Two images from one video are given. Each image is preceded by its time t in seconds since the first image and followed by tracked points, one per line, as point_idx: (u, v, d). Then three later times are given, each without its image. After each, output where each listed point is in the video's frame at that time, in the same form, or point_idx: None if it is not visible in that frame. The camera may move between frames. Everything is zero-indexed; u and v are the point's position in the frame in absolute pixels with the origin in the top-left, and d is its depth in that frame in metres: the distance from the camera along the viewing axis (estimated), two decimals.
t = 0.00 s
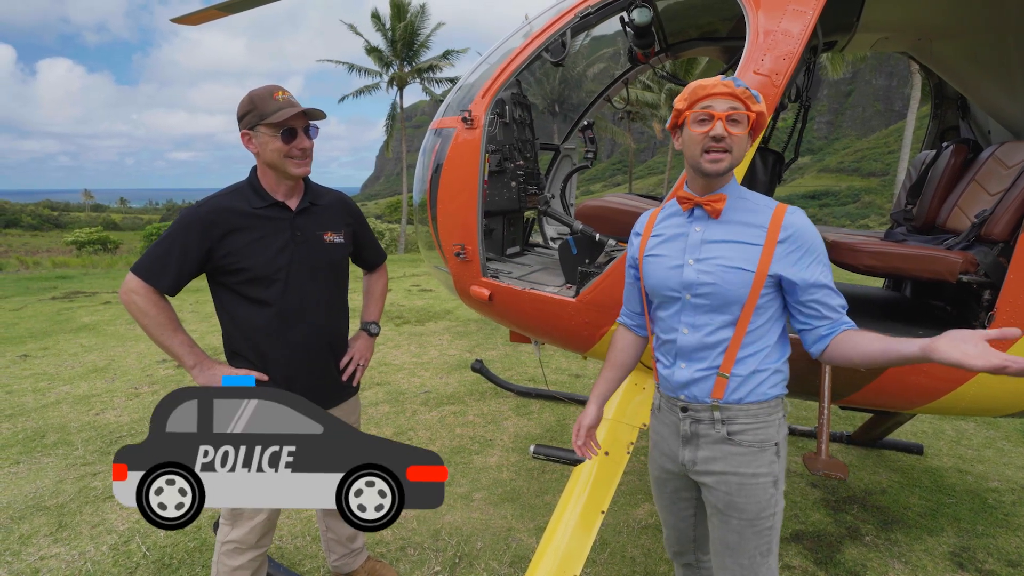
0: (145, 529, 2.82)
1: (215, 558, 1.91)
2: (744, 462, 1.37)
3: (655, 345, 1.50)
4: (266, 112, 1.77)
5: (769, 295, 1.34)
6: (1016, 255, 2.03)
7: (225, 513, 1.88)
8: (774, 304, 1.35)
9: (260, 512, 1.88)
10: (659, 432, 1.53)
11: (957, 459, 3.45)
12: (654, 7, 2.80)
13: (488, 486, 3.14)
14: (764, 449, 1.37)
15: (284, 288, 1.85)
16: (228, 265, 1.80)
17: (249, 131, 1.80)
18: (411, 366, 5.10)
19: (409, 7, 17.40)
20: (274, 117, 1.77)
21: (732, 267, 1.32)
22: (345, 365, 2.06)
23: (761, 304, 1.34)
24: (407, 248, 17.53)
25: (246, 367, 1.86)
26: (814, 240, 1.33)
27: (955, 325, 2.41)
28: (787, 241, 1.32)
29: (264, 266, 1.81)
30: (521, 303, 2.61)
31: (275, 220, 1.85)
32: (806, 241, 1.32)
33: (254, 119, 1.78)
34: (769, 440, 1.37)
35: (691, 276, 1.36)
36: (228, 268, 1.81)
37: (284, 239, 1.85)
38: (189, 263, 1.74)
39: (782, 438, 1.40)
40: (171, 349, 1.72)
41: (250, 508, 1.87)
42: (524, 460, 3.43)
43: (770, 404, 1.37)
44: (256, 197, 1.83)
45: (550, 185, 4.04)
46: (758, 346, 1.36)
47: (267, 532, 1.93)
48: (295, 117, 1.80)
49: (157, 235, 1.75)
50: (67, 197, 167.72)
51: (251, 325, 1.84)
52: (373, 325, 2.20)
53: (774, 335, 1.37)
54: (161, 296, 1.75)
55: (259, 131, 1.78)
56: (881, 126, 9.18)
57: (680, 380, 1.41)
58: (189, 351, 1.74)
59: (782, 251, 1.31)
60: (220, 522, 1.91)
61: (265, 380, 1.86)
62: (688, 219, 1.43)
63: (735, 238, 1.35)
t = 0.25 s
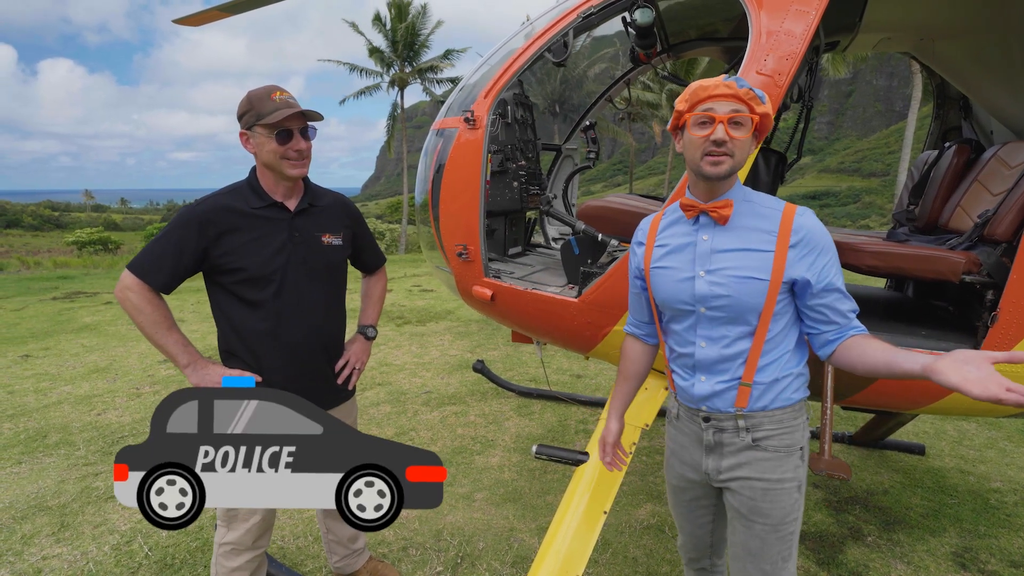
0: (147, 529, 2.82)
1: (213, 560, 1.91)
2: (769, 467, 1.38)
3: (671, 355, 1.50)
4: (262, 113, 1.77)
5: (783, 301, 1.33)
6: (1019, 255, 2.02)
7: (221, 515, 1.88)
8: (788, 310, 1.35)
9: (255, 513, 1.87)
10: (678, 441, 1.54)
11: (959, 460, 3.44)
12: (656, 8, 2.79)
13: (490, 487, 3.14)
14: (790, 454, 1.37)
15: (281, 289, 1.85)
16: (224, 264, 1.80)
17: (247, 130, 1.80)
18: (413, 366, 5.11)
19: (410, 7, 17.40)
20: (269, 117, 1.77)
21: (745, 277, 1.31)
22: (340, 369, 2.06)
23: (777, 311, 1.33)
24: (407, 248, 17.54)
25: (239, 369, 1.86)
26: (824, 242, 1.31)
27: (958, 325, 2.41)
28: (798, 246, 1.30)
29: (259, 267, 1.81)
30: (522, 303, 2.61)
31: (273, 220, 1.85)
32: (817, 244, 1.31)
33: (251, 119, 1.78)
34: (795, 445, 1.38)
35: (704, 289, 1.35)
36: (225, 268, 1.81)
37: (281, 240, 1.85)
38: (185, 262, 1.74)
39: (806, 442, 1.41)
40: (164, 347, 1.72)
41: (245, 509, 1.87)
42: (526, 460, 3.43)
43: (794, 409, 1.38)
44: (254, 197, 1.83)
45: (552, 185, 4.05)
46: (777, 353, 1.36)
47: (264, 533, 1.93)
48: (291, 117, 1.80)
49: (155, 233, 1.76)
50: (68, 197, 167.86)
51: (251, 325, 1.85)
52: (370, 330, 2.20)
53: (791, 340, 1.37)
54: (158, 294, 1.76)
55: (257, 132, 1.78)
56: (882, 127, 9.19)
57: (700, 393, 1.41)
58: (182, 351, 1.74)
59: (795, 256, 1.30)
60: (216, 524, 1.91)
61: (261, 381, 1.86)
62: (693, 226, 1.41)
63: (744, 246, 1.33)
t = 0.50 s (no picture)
0: (149, 528, 2.83)
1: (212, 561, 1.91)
2: (786, 471, 1.38)
3: (682, 362, 1.50)
4: (261, 113, 1.77)
5: (797, 304, 1.33)
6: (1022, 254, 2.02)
7: (218, 517, 1.88)
8: (802, 313, 1.35)
9: (251, 516, 1.87)
10: (689, 447, 1.53)
11: (961, 460, 3.44)
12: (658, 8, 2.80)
13: (491, 487, 3.14)
14: (806, 458, 1.38)
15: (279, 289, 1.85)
16: (222, 264, 1.80)
17: (246, 130, 1.81)
18: (414, 366, 5.11)
19: (411, 7, 17.41)
20: (268, 117, 1.77)
21: (757, 283, 1.31)
22: (337, 371, 2.06)
23: (791, 315, 1.33)
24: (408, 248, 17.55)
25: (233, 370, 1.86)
26: (836, 242, 1.31)
27: (960, 325, 2.41)
28: (811, 248, 1.30)
29: (257, 267, 1.81)
30: (524, 303, 2.61)
31: (272, 220, 1.85)
32: (829, 246, 1.31)
33: (250, 119, 1.79)
34: (810, 449, 1.39)
35: (716, 296, 1.35)
36: (222, 267, 1.80)
37: (280, 240, 1.85)
38: (182, 262, 1.74)
39: (821, 446, 1.42)
40: (159, 347, 1.72)
41: (241, 511, 1.87)
42: (527, 460, 3.43)
43: (809, 412, 1.39)
44: (253, 197, 1.83)
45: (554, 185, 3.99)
46: (791, 356, 1.36)
47: (263, 534, 1.93)
48: (290, 117, 1.80)
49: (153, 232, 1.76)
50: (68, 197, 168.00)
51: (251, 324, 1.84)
52: (367, 332, 2.21)
53: (805, 342, 1.38)
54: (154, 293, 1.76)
55: (256, 131, 1.79)
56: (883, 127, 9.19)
57: (715, 401, 1.41)
58: (178, 350, 1.74)
59: (809, 259, 1.30)
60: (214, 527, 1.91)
61: (259, 382, 1.87)
62: (701, 232, 1.40)
63: (755, 251, 1.33)
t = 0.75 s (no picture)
0: (151, 528, 2.83)
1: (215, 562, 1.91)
2: (792, 473, 1.39)
3: (686, 364, 1.50)
4: (264, 111, 1.77)
5: (804, 306, 1.34)
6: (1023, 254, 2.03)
7: (220, 518, 1.88)
8: (809, 316, 1.35)
9: (253, 516, 1.88)
10: (694, 449, 1.53)
11: (962, 460, 3.44)
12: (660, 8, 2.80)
13: (493, 487, 3.15)
14: (813, 459, 1.39)
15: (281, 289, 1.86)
16: (223, 263, 1.80)
17: (249, 127, 1.82)
18: (415, 366, 5.11)
19: (411, 8, 17.43)
20: (269, 117, 1.77)
21: (765, 285, 1.31)
22: (338, 371, 2.07)
23: (798, 317, 1.33)
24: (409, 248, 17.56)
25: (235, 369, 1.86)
26: (845, 243, 1.31)
27: (961, 325, 2.42)
28: (820, 250, 1.30)
29: (259, 267, 1.81)
30: (525, 303, 2.62)
31: (273, 219, 1.85)
32: (838, 247, 1.31)
33: (253, 116, 1.79)
34: (818, 451, 1.39)
35: (723, 297, 1.35)
36: (223, 267, 1.81)
37: (281, 240, 1.85)
38: (183, 261, 1.75)
39: (828, 448, 1.43)
40: (160, 347, 1.73)
41: (243, 512, 1.87)
42: (529, 460, 3.43)
43: (815, 413, 1.39)
44: (255, 196, 1.83)
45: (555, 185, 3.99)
46: (798, 358, 1.36)
47: (264, 534, 1.93)
48: (291, 119, 1.79)
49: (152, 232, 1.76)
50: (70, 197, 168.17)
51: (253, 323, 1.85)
52: (368, 332, 2.21)
53: (812, 344, 1.38)
54: (155, 293, 1.76)
55: (258, 130, 1.79)
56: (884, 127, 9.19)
57: (721, 403, 1.41)
58: (178, 351, 1.74)
59: (817, 262, 1.30)
60: (216, 527, 1.91)
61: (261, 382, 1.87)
62: (708, 232, 1.40)
63: (763, 252, 1.33)
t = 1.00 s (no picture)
0: (151, 528, 2.83)
1: (218, 562, 1.91)
2: (789, 475, 1.38)
3: (685, 361, 1.51)
4: (260, 115, 1.78)
5: (803, 307, 1.34)
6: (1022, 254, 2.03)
7: (225, 518, 1.88)
8: (808, 316, 1.35)
9: (259, 516, 1.88)
10: (693, 449, 1.54)
11: (962, 460, 3.44)
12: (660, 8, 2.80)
13: (493, 487, 3.15)
14: (809, 461, 1.38)
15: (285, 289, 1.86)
16: (227, 264, 1.80)
17: (248, 132, 1.83)
18: (415, 366, 5.12)
19: (412, 8, 17.44)
20: (265, 120, 1.77)
21: (763, 283, 1.32)
22: (341, 371, 2.08)
23: (796, 317, 1.33)
24: (409, 248, 17.57)
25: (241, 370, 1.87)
26: (846, 244, 1.31)
27: (961, 325, 2.42)
28: (821, 251, 1.30)
29: (263, 267, 1.82)
30: (526, 304, 2.62)
31: (277, 220, 1.86)
32: (839, 248, 1.31)
33: (250, 120, 1.81)
34: (814, 452, 1.39)
35: (721, 294, 1.36)
36: (228, 268, 1.81)
37: (285, 240, 1.86)
38: (188, 263, 1.75)
39: (826, 450, 1.42)
40: (166, 349, 1.72)
41: (249, 512, 1.87)
42: (529, 460, 3.43)
43: (813, 415, 1.39)
44: (258, 197, 1.84)
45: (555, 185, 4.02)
46: (795, 359, 1.36)
47: (269, 535, 1.93)
48: (286, 122, 1.79)
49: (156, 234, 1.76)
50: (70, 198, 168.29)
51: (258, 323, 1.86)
52: (370, 331, 2.22)
53: (811, 346, 1.38)
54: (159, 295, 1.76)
55: (255, 133, 1.80)
56: (884, 127, 9.19)
57: (716, 400, 1.42)
58: (184, 353, 1.75)
59: (817, 262, 1.30)
60: (220, 528, 1.91)
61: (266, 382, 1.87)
62: (710, 230, 1.42)
63: (763, 250, 1.34)
